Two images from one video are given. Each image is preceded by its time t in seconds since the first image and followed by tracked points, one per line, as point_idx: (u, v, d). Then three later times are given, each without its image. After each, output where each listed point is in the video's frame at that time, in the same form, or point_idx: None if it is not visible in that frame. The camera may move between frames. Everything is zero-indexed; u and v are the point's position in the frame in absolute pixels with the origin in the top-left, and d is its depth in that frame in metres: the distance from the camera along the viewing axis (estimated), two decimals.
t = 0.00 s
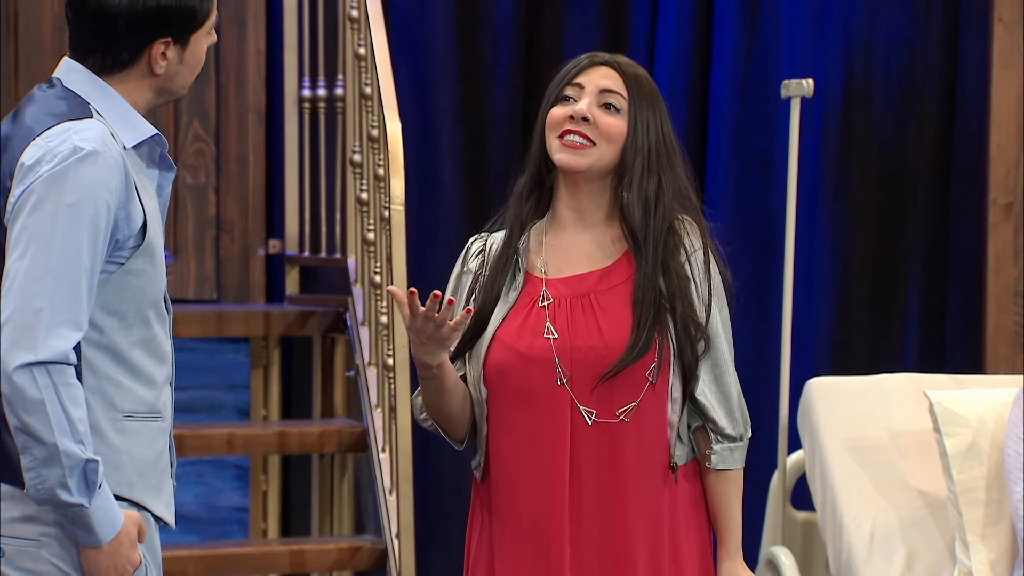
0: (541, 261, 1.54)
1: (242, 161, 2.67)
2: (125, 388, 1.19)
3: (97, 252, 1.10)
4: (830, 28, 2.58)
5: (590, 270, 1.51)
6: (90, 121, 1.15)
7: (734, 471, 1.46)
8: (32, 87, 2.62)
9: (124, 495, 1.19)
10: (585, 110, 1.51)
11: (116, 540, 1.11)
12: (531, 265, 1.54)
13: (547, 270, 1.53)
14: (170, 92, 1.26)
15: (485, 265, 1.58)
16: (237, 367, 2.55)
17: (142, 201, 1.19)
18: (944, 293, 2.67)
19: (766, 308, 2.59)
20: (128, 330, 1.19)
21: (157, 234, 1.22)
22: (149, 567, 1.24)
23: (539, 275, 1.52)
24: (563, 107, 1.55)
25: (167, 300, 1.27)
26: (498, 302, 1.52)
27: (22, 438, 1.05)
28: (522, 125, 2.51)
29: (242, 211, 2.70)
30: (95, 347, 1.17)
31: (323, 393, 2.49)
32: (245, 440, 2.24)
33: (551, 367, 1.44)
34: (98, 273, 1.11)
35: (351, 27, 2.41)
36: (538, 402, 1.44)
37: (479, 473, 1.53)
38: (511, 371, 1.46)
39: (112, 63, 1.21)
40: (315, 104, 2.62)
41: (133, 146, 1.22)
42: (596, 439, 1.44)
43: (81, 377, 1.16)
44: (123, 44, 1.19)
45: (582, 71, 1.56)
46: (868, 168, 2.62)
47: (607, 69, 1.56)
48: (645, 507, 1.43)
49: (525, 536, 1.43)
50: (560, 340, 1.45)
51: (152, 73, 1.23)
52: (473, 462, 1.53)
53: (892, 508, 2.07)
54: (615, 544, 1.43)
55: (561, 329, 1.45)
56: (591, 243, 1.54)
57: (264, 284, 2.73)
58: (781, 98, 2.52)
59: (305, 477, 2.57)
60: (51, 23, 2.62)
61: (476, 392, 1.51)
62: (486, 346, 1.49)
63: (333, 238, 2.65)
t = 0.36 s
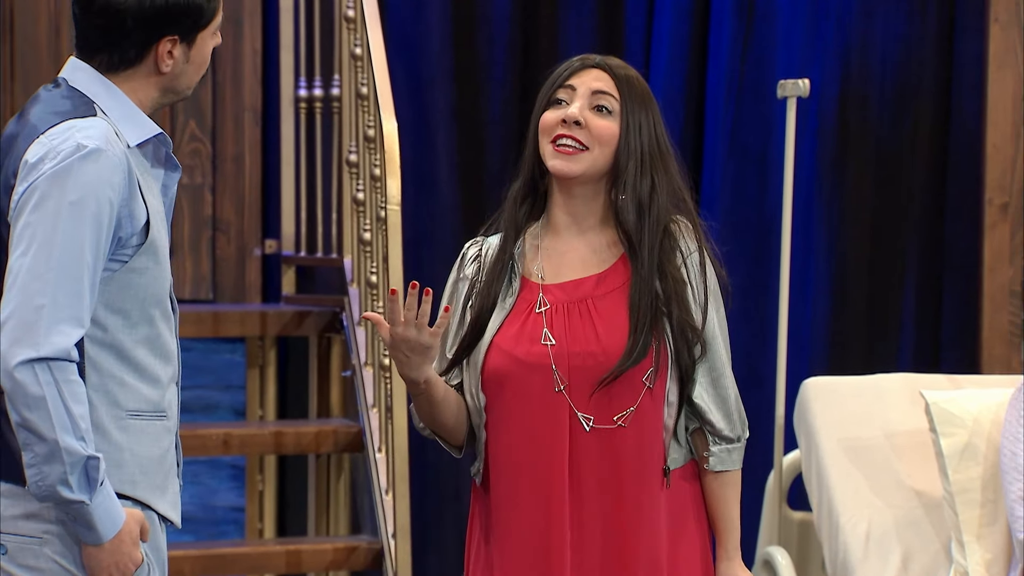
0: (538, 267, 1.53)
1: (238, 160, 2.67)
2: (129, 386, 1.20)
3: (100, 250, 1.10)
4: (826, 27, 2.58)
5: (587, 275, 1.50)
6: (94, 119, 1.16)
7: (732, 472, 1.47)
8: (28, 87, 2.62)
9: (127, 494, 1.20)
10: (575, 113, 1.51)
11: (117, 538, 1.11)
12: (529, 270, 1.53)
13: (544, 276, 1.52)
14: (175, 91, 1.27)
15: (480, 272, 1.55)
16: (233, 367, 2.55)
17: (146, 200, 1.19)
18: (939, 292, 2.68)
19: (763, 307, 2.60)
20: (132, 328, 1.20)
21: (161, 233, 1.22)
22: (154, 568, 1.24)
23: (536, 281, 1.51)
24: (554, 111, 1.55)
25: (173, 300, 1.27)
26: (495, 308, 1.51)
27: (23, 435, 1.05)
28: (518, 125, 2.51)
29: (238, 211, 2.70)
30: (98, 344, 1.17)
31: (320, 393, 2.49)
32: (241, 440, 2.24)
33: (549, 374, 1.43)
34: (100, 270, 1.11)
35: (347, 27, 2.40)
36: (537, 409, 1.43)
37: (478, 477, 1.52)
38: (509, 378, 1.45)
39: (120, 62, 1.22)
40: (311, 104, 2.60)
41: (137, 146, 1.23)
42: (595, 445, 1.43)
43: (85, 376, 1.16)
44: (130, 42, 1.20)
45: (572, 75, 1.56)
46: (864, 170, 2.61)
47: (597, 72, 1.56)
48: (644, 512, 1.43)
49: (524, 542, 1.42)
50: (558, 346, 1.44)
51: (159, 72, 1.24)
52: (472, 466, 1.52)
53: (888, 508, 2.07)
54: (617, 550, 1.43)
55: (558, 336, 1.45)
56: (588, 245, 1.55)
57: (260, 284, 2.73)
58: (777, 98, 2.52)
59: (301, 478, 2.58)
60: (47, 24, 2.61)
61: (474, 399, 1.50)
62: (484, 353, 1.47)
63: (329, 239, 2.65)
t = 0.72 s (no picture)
0: (546, 259, 1.51)
1: (235, 161, 2.67)
2: (137, 384, 1.21)
3: (112, 248, 1.12)
4: (823, 27, 2.58)
5: (595, 277, 1.48)
6: (101, 118, 1.16)
7: (732, 474, 1.47)
8: (25, 88, 2.62)
9: (136, 492, 1.21)
10: (566, 120, 1.46)
11: (128, 538, 1.14)
12: (536, 263, 1.51)
13: (551, 272, 1.49)
14: (173, 88, 1.27)
15: (487, 258, 1.52)
16: (230, 367, 2.54)
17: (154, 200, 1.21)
18: (937, 292, 2.67)
19: (761, 304, 2.58)
20: (141, 326, 1.21)
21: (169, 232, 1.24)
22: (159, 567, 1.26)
23: (545, 279, 1.48)
24: (546, 117, 1.51)
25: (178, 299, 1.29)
26: (504, 307, 1.46)
27: (39, 433, 1.07)
28: (515, 125, 2.51)
29: (235, 211, 2.69)
30: (109, 343, 1.19)
31: (317, 393, 2.49)
32: (238, 441, 2.24)
33: (559, 377, 1.41)
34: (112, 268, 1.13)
35: (344, 27, 2.41)
36: (543, 413, 1.41)
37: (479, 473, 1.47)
38: (517, 379, 1.42)
39: (119, 58, 1.22)
40: (309, 105, 2.61)
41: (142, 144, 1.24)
42: (602, 451, 1.41)
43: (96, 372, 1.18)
44: (130, 37, 1.20)
45: (561, 77, 1.51)
46: (862, 168, 2.62)
47: (584, 72, 1.51)
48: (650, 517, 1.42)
49: (528, 547, 1.41)
50: (568, 350, 1.41)
51: (158, 67, 1.24)
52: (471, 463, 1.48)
53: (885, 508, 2.07)
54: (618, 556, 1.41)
55: (568, 339, 1.42)
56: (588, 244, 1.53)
57: (257, 284, 2.73)
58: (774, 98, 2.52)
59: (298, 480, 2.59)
60: (44, 24, 2.61)
61: (479, 403, 1.44)
62: (492, 352, 1.44)
63: (326, 239, 2.65)
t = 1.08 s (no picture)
0: (538, 274, 1.47)
1: (230, 161, 2.67)
2: (137, 382, 1.21)
3: (114, 246, 1.12)
4: (818, 28, 2.59)
5: (591, 290, 1.44)
6: (100, 115, 1.16)
7: (729, 476, 1.46)
8: (20, 88, 2.62)
9: (136, 490, 1.21)
10: (584, 139, 1.42)
11: (129, 537, 1.15)
12: (529, 281, 1.47)
13: (546, 288, 1.46)
14: (164, 87, 1.27)
15: (483, 282, 1.48)
16: (224, 367, 2.54)
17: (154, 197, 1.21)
18: (932, 292, 2.68)
19: (755, 305, 2.59)
20: (141, 323, 1.21)
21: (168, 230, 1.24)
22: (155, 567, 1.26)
23: (539, 295, 1.45)
24: (557, 129, 1.46)
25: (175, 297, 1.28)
26: (504, 327, 1.43)
27: (43, 431, 1.07)
28: (509, 126, 2.51)
29: (229, 211, 2.69)
30: (111, 342, 1.19)
31: (312, 393, 2.49)
32: (233, 441, 2.24)
33: (558, 398, 1.38)
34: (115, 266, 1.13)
35: (339, 27, 2.41)
36: (542, 434, 1.38)
37: (479, 487, 1.44)
38: (517, 401, 1.40)
39: (112, 55, 1.22)
40: (303, 104, 2.63)
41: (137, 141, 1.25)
42: (604, 470, 1.39)
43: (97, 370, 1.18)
44: (123, 33, 1.20)
45: (576, 89, 1.46)
46: (857, 169, 2.61)
47: (602, 88, 1.46)
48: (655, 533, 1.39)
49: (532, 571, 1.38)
50: (566, 369, 1.38)
51: (149, 65, 1.24)
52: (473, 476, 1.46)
53: (880, 508, 2.07)
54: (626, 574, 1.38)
55: (566, 358, 1.39)
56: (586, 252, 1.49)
57: (252, 284, 2.73)
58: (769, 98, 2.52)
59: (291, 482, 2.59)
60: (39, 24, 2.62)
61: (481, 422, 1.42)
62: (492, 371, 1.41)
63: (321, 239, 2.65)
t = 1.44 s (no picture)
0: (531, 282, 1.47)
1: (224, 161, 2.67)
2: (134, 380, 1.21)
3: (114, 244, 1.12)
4: (813, 27, 2.59)
5: (584, 302, 1.44)
6: (100, 112, 1.16)
7: (725, 478, 1.46)
8: (14, 87, 2.62)
9: (131, 489, 1.21)
10: (559, 147, 1.42)
11: (127, 536, 1.15)
12: (523, 289, 1.47)
13: (540, 299, 1.45)
14: (161, 90, 1.27)
15: (478, 293, 1.47)
16: (218, 368, 2.54)
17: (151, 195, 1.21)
18: (926, 292, 2.68)
19: (749, 305, 2.59)
20: (138, 321, 1.21)
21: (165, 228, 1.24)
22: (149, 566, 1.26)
23: (534, 306, 1.44)
24: (537, 139, 1.46)
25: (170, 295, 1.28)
26: (500, 338, 1.42)
27: (45, 429, 1.07)
28: (503, 126, 2.51)
29: (224, 211, 2.69)
30: (108, 340, 1.19)
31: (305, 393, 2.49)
32: (227, 441, 2.24)
33: (553, 411, 1.37)
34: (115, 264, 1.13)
35: (333, 27, 2.41)
36: (539, 447, 1.38)
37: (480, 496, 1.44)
38: (514, 415, 1.39)
39: (111, 53, 1.22)
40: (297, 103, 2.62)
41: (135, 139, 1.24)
42: (600, 482, 1.39)
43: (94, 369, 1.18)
44: (124, 32, 1.20)
45: (554, 98, 1.45)
46: (851, 168, 2.62)
47: (580, 95, 1.45)
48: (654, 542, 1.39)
49: None
50: (561, 381, 1.38)
51: (148, 67, 1.24)
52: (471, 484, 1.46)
53: (874, 507, 2.08)
54: None
55: (561, 370, 1.39)
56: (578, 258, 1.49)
57: (246, 284, 2.73)
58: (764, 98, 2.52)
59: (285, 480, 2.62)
60: (33, 23, 2.61)
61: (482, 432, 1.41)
62: (489, 386, 1.41)
63: (315, 238, 2.65)
